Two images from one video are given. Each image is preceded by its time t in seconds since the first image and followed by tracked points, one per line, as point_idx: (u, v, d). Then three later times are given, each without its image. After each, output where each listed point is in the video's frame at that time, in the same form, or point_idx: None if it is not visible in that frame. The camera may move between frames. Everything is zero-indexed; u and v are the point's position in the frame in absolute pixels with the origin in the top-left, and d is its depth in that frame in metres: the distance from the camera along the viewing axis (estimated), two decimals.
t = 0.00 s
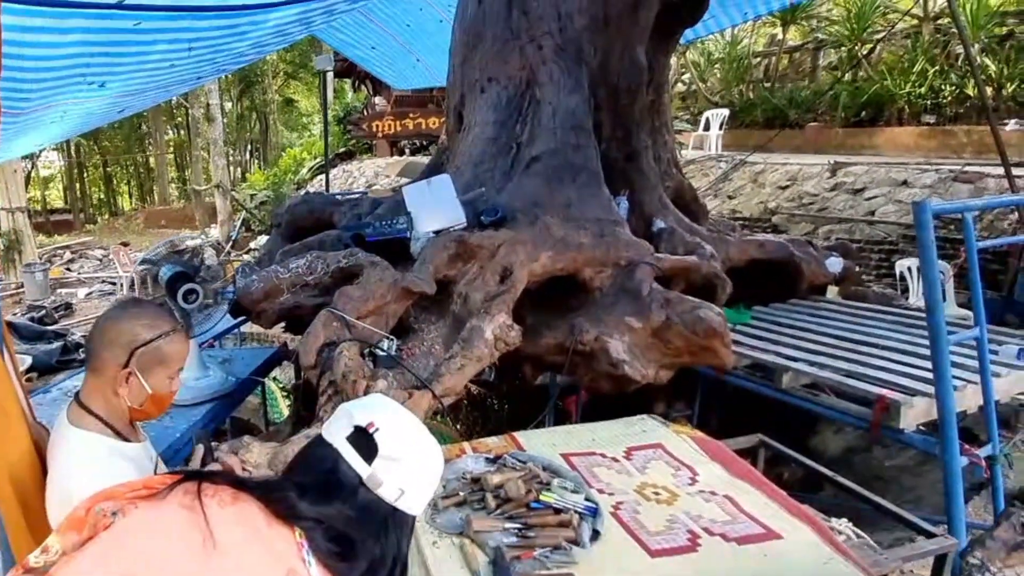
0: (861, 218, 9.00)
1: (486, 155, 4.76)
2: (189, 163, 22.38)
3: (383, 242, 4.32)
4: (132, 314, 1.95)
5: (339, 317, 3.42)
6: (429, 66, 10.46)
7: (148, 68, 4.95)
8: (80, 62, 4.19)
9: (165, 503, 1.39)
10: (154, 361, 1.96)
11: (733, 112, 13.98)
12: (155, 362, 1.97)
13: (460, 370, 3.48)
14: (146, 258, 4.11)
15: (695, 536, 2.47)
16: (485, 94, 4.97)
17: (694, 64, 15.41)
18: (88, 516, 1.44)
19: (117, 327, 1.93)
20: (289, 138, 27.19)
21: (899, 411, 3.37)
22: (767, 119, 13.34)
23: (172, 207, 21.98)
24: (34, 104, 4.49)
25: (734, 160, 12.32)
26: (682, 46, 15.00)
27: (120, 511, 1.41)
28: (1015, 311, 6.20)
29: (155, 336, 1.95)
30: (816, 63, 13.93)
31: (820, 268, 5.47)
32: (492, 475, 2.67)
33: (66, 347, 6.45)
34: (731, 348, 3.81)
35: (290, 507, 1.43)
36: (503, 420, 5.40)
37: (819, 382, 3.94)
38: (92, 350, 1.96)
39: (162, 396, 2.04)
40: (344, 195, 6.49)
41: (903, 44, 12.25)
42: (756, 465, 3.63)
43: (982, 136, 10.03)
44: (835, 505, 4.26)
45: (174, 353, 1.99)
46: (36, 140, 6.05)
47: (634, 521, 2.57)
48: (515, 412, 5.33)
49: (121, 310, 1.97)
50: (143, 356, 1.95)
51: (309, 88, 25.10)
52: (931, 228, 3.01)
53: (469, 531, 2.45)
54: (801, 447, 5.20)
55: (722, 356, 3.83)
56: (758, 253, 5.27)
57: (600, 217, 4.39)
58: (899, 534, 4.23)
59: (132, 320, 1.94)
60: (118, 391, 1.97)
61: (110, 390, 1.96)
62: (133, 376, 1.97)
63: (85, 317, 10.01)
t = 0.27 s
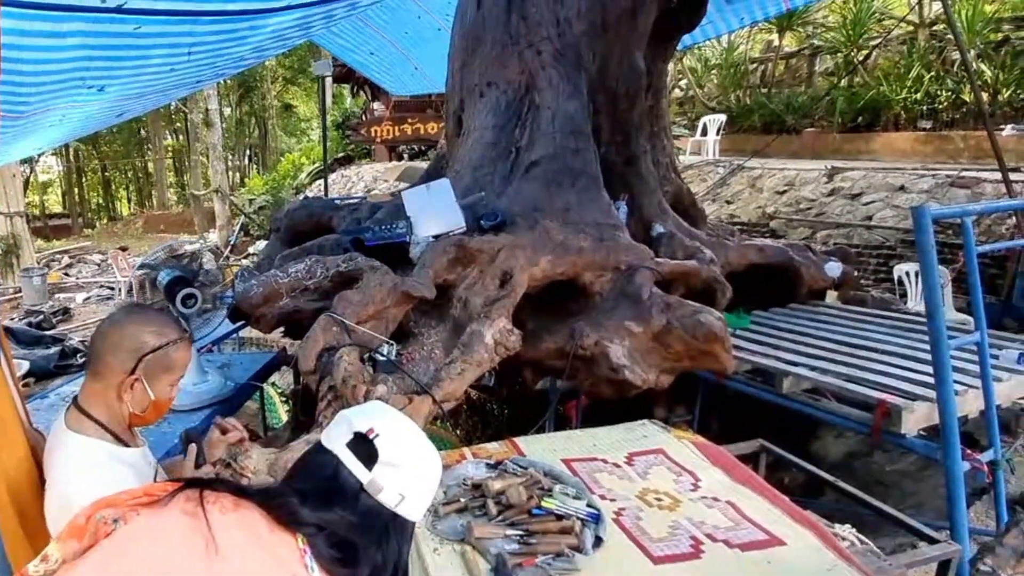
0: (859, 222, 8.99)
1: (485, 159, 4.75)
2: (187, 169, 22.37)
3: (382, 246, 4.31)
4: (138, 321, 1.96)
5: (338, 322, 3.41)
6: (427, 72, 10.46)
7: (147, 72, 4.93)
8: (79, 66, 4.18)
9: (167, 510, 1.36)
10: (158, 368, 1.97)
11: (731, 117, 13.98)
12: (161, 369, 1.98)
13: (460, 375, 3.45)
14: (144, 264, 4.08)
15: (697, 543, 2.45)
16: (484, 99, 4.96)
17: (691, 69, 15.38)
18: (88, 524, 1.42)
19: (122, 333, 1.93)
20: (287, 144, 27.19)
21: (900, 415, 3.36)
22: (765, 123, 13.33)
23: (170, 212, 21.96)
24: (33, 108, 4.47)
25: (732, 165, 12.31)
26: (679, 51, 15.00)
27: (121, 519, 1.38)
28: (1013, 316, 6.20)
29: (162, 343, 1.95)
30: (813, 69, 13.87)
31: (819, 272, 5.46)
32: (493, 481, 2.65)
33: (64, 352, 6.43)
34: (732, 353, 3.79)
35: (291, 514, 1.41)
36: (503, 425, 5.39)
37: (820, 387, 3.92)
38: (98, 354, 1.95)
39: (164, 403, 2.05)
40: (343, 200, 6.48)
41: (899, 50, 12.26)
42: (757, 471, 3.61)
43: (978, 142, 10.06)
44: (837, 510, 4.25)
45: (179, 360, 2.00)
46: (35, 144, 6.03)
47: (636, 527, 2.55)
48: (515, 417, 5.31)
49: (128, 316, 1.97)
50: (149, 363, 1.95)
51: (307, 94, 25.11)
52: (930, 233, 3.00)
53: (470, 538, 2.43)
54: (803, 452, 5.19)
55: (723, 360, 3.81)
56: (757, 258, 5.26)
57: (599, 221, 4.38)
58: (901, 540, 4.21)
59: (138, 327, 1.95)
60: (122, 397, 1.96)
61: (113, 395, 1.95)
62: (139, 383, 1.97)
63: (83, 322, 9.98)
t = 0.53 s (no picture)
0: (858, 225, 8.97)
1: (485, 161, 4.73)
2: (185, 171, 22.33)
3: (382, 248, 4.28)
4: (139, 324, 1.94)
5: (338, 324, 3.38)
6: (426, 77, 10.45)
7: (145, 73, 4.91)
8: (78, 67, 4.15)
9: (165, 515, 1.34)
10: (160, 371, 1.94)
11: (728, 120, 13.93)
12: (162, 372, 1.96)
13: (461, 378, 3.43)
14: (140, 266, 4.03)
15: (702, 547, 2.43)
16: (484, 100, 4.94)
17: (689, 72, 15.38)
18: (85, 529, 1.40)
19: (124, 335, 1.91)
20: (286, 146, 27.17)
21: (903, 418, 3.34)
22: (763, 126, 13.28)
23: (168, 215, 21.92)
24: (31, 108, 4.45)
25: (730, 168, 12.29)
26: (677, 54, 14.98)
27: (119, 524, 1.36)
28: (1013, 318, 6.18)
29: (163, 347, 1.93)
30: (810, 72, 13.84)
31: (820, 274, 5.44)
32: (495, 485, 2.62)
33: (62, 355, 6.40)
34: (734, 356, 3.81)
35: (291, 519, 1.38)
36: (503, 428, 5.36)
37: (822, 390, 3.90)
38: (98, 356, 1.92)
39: (164, 406, 2.03)
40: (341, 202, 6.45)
41: (896, 53, 12.25)
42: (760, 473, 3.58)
43: (977, 144, 10.06)
44: (840, 513, 4.22)
45: (180, 363, 1.99)
46: (33, 145, 6.00)
47: (640, 531, 2.52)
48: (516, 420, 5.28)
49: (129, 318, 1.94)
50: (151, 366, 1.93)
51: (306, 96, 25.09)
52: (933, 234, 2.98)
53: (472, 542, 2.40)
54: (804, 455, 5.16)
55: (725, 362, 3.79)
56: (758, 260, 5.23)
57: (600, 223, 4.35)
58: (905, 544, 4.18)
59: (139, 329, 1.93)
60: (123, 400, 1.93)
61: (114, 399, 1.92)
62: (141, 386, 1.94)
63: (81, 324, 9.93)
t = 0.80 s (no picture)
0: (856, 225, 8.97)
1: (484, 161, 4.71)
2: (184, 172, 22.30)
3: (381, 249, 4.27)
4: (135, 324, 1.92)
5: (337, 324, 3.36)
6: (424, 81, 10.44)
7: (144, 73, 4.88)
8: (75, 66, 4.13)
9: (160, 520, 1.32)
10: (157, 370, 1.93)
11: (727, 120, 13.92)
12: (159, 373, 1.94)
13: (460, 378, 3.41)
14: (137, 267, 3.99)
15: (704, 549, 2.41)
16: (483, 100, 4.92)
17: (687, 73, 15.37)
18: (80, 534, 1.38)
19: (120, 335, 1.89)
20: (285, 147, 27.14)
21: (905, 418, 3.32)
22: (761, 127, 13.27)
23: (167, 215, 21.89)
24: (28, 108, 4.42)
25: (729, 168, 12.28)
26: (676, 55, 14.96)
27: (114, 529, 1.34)
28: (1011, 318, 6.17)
29: (159, 346, 1.91)
30: (808, 72, 13.84)
31: (819, 274, 5.42)
32: (495, 486, 2.60)
33: (59, 356, 6.38)
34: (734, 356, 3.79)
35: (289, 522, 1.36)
36: (503, 429, 5.34)
37: (823, 390, 3.88)
38: (94, 356, 1.90)
39: (161, 407, 2.01)
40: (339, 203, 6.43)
41: (894, 54, 12.24)
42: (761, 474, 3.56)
43: (975, 144, 10.05)
44: (840, 514, 4.19)
45: (177, 363, 1.97)
46: (31, 145, 5.99)
47: (641, 533, 2.51)
48: (515, 421, 5.26)
49: (126, 318, 1.92)
50: (147, 366, 1.91)
51: (304, 97, 25.07)
52: (935, 234, 2.96)
53: (472, 544, 2.38)
54: (803, 455, 5.14)
55: (726, 363, 3.76)
56: (757, 260, 5.21)
57: (599, 223, 4.33)
58: (907, 544, 4.17)
59: (135, 328, 1.90)
60: (119, 400, 1.91)
61: (109, 399, 1.90)
62: (136, 386, 1.93)
63: (79, 325, 9.90)
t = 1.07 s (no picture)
0: (855, 225, 8.96)
1: (482, 160, 4.70)
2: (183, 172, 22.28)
3: (380, 248, 4.25)
4: (133, 322, 1.91)
5: (335, 324, 3.35)
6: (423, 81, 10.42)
7: (142, 72, 4.87)
8: (73, 66, 4.11)
9: (155, 518, 1.31)
10: (153, 369, 1.92)
11: (725, 120, 13.91)
12: (155, 371, 1.93)
13: (459, 378, 3.40)
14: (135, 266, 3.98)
15: (704, 549, 2.40)
16: (481, 100, 4.91)
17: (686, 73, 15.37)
18: (73, 535, 1.35)
19: (117, 333, 1.88)
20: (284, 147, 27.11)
21: (904, 419, 3.31)
22: (759, 127, 13.27)
23: (165, 215, 21.86)
24: (27, 108, 4.41)
25: (728, 168, 12.27)
26: (674, 55, 14.94)
27: (109, 529, 1.32)
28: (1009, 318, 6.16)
29: (156, 345, 1.90)
30: (807, 72, 13.84)
31: (819, 274, 5.41)
32: (494, 486, 2.59)
33: (58, 355, 6.36)
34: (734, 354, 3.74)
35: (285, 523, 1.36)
36: (502, 429, 5.33)
37: (822, 390, 3.87)
38: (89, 356, 1.89)
39: (157, 406, 2.00)
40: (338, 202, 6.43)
41: (892, 54, 12.23)
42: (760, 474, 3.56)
43: (973, 144, 10.05)
44: (839, 514, 4.18)
45: (173, 362, 1.96)
46: (30, 144, 5.97)
47: (641, 533, 2.50)
48: (514, 421, 5.24)
49: (122, 317, 1.91)
50: (144, 365, 1.90)
51: (303, 97, 25.04)
52: (934, 233, 2.95)
53: (471, 545, 2.37)
54: (802, 455, 5.14)
55: (725, 363, 3.75)
56: (756, 260, 5.20)
57: (598, 223, 4.33)
58: (906, 544, 4.16)
59: (131, 326, 1.90)
60: (115, 399, 1.90)
61: (106, 398, 1.89)
62: (133, 386, 1.92)
63: (77, 325, 9.88)
